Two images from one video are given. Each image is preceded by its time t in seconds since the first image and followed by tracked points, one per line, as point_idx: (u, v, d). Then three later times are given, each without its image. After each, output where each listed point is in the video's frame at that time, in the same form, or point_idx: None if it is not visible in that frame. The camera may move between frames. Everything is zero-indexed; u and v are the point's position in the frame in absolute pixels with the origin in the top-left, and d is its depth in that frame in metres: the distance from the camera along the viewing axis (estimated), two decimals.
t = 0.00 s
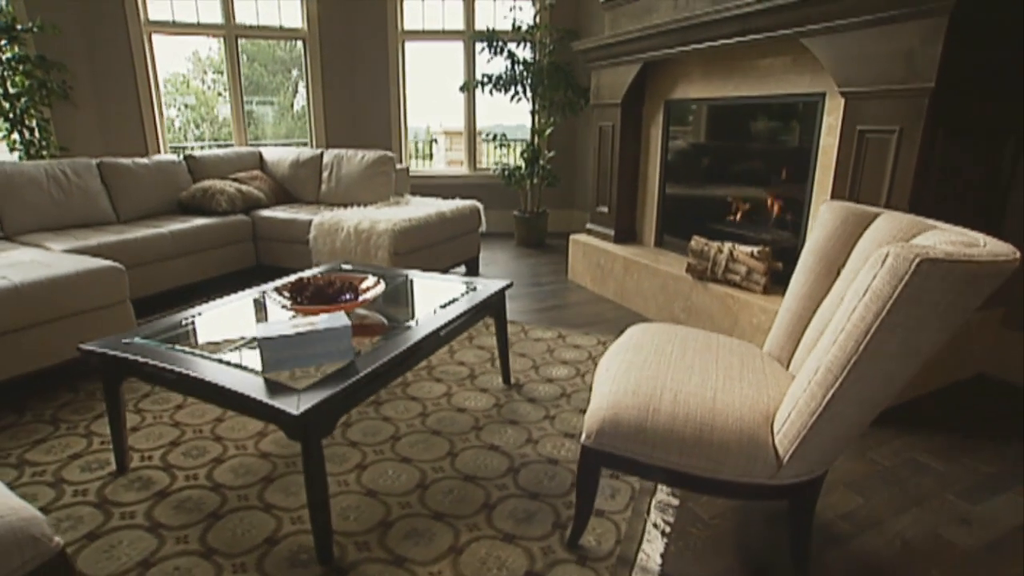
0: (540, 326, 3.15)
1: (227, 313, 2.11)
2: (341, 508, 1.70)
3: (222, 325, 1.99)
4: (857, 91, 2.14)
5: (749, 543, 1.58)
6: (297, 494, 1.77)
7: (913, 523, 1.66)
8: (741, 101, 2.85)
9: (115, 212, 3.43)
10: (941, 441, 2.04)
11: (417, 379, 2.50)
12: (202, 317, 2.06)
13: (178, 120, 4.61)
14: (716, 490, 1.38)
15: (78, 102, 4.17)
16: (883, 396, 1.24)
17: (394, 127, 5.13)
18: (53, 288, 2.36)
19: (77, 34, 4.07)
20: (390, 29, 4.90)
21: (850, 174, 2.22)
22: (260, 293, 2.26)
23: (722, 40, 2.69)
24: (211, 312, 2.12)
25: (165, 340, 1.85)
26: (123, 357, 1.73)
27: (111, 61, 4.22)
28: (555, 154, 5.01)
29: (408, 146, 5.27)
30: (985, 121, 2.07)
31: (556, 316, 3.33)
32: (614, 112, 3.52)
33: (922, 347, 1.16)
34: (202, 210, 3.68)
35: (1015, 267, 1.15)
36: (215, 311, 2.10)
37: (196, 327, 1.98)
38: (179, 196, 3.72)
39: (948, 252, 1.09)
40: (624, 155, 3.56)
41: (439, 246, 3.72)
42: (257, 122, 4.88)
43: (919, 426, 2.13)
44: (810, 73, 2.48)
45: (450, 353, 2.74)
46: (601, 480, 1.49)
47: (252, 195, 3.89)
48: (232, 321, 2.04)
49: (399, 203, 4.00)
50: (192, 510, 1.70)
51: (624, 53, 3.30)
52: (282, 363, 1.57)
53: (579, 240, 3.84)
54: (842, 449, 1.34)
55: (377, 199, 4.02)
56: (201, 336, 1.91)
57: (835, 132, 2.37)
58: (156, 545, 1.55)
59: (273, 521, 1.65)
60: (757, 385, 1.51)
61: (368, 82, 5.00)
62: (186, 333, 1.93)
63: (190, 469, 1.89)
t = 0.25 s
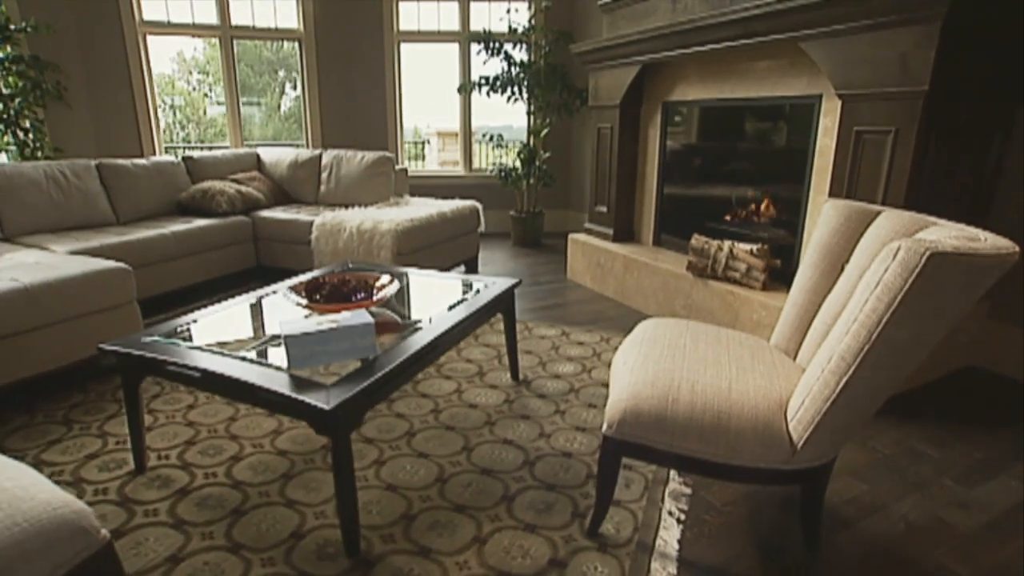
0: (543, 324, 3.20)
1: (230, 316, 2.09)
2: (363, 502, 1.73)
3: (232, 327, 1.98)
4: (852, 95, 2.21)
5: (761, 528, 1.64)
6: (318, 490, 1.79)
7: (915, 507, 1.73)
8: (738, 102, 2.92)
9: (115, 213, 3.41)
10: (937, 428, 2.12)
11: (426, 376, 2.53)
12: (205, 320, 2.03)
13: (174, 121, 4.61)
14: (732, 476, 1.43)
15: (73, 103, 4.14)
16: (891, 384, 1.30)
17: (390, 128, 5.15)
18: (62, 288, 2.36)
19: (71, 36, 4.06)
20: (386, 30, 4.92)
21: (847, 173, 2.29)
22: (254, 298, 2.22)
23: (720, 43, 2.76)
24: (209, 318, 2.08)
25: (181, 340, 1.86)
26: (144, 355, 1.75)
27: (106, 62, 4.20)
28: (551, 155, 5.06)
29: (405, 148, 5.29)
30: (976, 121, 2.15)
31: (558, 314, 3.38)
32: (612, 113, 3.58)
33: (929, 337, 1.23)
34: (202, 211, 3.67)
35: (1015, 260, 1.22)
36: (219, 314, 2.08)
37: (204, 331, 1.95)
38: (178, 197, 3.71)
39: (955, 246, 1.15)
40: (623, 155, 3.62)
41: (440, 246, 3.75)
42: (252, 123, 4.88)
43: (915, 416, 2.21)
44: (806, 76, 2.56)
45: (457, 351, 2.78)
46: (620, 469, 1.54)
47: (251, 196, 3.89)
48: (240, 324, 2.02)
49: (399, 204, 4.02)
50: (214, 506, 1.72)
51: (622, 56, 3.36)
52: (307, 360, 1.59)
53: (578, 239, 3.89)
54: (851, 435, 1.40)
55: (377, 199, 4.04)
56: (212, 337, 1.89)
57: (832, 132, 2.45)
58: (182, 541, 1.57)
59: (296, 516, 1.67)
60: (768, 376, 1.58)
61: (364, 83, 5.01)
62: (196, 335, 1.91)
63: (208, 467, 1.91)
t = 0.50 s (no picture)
0: (547, 323, 3.24)
1: (242, 318, 2.09)
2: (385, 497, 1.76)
3: (250, 325, 1.99)
4: (850, 98, 2.30)
5: (775, 517, 1.70)
6: (340, 487, 1.81)
7: (919, 494, 1.80)
8: (738, 105, 2.99)
9: (116, 215, 3.41)
10: (935, 419, 2.20)
11: (437, 375, 2.57)
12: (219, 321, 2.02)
13: (171, 123, 4.59)
14: (749, 465, 1.49)
15: (69, 105, 4.11)
16: (901, 374, 1.37)
17: (387, 130, 5.17)
18: (74, 291, 2.36)
19: (68, 37, 4.04)
20: (383, 32, 4.95)
21: (847, 174, 2.36)
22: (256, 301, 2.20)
23: (722, 47, 2.83)
24: (221, 319, 2.07)
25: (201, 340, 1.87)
26: (171, 356, 1.77)
27: (103, 63, 4.18)
28: (548, 156, 5.11)
29: (402, 149, 5.33)
30: (970, 124, 2.24)
31: (561, 313, 3.43)
32: (612, 116, 3.63)
33: (937, 329, 1.29)
34: (204, 213, 3.67)
35: (1018, 255, 1.29)
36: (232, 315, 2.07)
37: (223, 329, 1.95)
38: (180, 199, 3.70)
39: (964, 241, 1.22)
40: (623, 157, 3.68)
41: (442, 247, 3.78)
42: (250, 126, 4.87)
43: (913, 407, 2.29)
44: (806, 80, 2.63)
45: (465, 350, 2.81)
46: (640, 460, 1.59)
47: (252, 197, 3.89)
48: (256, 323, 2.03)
49: (400, 205, 4.05)
50: (238, 504, 1.74)
51: (623, 59, 3.42)
52: (333, 356, 1.62)
53: (579, 239, 3.94)
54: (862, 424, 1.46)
55: (378, 201, 4.06)
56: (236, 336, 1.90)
57: (831, 134, 2.52)
58: (210, 538, 1.59)
59: (321, 512, 1.70)
60: (780, 370, 1.64)
61: (361, 85, 5.03)
62: (216, 335, 1.91)
63: (228, 465, 1.93)
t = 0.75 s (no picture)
0: (549, 322, 3.29)
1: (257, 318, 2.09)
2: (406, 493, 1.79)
3: (268, 326, 2.00)
4: (845, 102, 2.36)
5: (785, 506, 1.76)
6: (359, 484, 1.83)
7: (920, 482, 1.87)
8: (734, 109, 3.06)
9: (115, 218, 3.39)
10: (930, 411, 2.29)
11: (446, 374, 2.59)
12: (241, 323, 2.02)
13: (166, 126, 4.57)
14: (763, 455, 1.55)
15: (63, 107, 4.08)
16: (907, 365, 1.43)
17: (383, 133, 5.19)
18: (86, 294, 2.36)
19: (62, 40, 4.01)
20: (379, 35, 4.97)
21: (842, 175, 2.41)
22: (255, 308, 2.16)
23: (720, 53, 2.90)
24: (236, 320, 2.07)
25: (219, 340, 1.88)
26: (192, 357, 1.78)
27: (97, 65, 4.15)
28: (544, 159, 5.17)
29: (397, 151, 5.36)
30: (961, 127, 2.32)
31: (562, 312, 3.48)
32: (610, 119, 3.69)
33: (942, 322, 1.36)
34: (204, 216, 3.67)
35: (1016, 252, 1.36)
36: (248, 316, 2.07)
37: (246, 332, 1.96)
38: (178, 202, 3.69)
39: (968, 239, 1.29)
40: (621, 159, 3.74)
41: (443, 249, 3.81)
42: (245, 128, 4.86)
43: (909, 399, 2.38)
44: (801, 84, 2.71)
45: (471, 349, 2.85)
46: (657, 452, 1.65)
47: (252, 200, 3.89)
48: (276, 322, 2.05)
49: (399, 208, 4.07)
50: (259, 502, 1.76)
51: (621, 63, 3.49)
52: (357, 356, 1.65)
53: (577, 240, 4.00)
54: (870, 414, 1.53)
55: (378, 203, 4.08)
56: (264, 335, 1.92)
57: (827, 137, 2.60)
58: (235, 536, 1.61)
59: (343, 509, 1.72)
60: (789, 363, 1.70)
61: (357, 87, 5.04)
62: (234, 335, 1.93)
63: (245, 465, 1.94)
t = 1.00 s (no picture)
0: (553, 320, 3.34)
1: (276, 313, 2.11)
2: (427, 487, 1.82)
3: (287, 321, 2.02)
4: (844, 103, 2.44)
5: (794, 493, 1.82)
6: (380, 479, 1.86)
7: (921, 469, 1.95)
8: (733, 109, 3.13)
9: (116, 218, 3.38)
10: (927, 401, 2.37)
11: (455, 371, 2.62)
12: (260, 320, 2.01)
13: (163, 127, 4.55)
14: (776, 443, 1.61)
15: (58, 107, 4.04)
16: (914, 355, 1.50)
17: (380, 132, 5.20)
18: (97, 294, 2.36)
19: (57, 39, 3.98)
20: (375, 35, 4.97)
21: (842, 175, 2.48)
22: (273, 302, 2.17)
23: (720, 55, 2.96)
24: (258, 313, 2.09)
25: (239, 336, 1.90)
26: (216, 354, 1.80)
27: (92, 65, 4.12)
28: (541, 158, 5.21)
29: (394, 150, 5.37)
30: (955, 128, 2.41)
31: (564, 310, 3.53)
32: (610, 119, 3.74)
33: (948, 313, 1.43)
34: (205, 215, 3.66)
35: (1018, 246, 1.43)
36: (263, 314, 2.05)
37: (266, 327, 1.98)
38: (179, 202, 3.68)
39: (974, 233, 1.35)
40: (621, 159, 3.79)
41: (445, 248, 3.84)
42: (242, 128, 4.85)
43: (905, 390, 2.46)
44: (800, 86, 2.79)
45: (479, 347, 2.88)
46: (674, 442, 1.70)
47: (253, 200, 3.89)
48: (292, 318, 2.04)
49: (400, 207, 4.09)
50: (282, 498, 1.78)
51: (621, 64, 3.54)
52: (382, 351, 1.68)
53: (577, 239, 4.04)
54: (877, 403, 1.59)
55: (379, 202, 4.11)
56: (285, 330, 1.94)
57: (825, 137, 2.67)
58: (261, 531, 1.63)
59: (366, 503, 1.75)
60: (799, 355, 1.77)
61: (354, 87, 5.05)
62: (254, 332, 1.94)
63: (265, 462, 1.96)
